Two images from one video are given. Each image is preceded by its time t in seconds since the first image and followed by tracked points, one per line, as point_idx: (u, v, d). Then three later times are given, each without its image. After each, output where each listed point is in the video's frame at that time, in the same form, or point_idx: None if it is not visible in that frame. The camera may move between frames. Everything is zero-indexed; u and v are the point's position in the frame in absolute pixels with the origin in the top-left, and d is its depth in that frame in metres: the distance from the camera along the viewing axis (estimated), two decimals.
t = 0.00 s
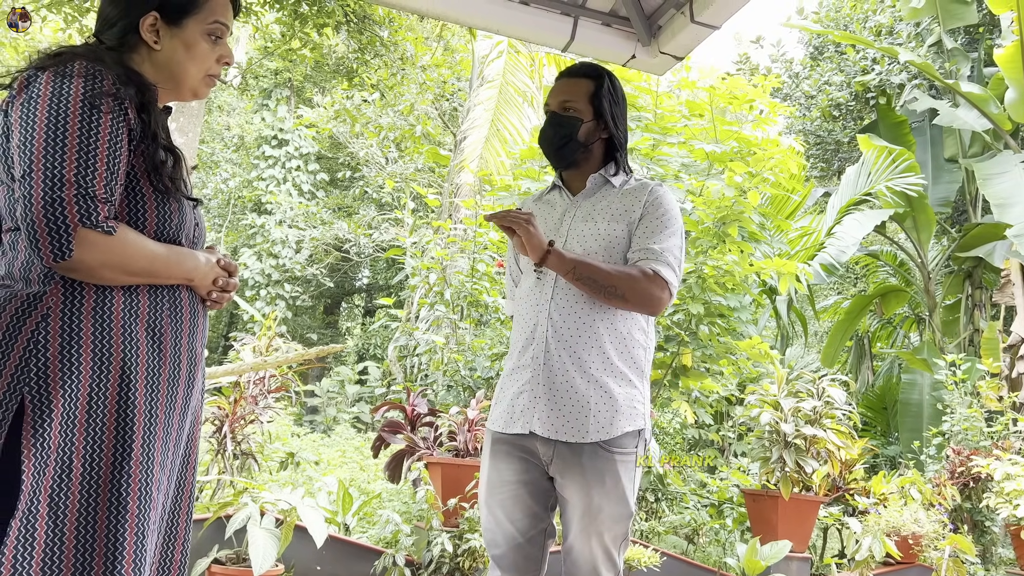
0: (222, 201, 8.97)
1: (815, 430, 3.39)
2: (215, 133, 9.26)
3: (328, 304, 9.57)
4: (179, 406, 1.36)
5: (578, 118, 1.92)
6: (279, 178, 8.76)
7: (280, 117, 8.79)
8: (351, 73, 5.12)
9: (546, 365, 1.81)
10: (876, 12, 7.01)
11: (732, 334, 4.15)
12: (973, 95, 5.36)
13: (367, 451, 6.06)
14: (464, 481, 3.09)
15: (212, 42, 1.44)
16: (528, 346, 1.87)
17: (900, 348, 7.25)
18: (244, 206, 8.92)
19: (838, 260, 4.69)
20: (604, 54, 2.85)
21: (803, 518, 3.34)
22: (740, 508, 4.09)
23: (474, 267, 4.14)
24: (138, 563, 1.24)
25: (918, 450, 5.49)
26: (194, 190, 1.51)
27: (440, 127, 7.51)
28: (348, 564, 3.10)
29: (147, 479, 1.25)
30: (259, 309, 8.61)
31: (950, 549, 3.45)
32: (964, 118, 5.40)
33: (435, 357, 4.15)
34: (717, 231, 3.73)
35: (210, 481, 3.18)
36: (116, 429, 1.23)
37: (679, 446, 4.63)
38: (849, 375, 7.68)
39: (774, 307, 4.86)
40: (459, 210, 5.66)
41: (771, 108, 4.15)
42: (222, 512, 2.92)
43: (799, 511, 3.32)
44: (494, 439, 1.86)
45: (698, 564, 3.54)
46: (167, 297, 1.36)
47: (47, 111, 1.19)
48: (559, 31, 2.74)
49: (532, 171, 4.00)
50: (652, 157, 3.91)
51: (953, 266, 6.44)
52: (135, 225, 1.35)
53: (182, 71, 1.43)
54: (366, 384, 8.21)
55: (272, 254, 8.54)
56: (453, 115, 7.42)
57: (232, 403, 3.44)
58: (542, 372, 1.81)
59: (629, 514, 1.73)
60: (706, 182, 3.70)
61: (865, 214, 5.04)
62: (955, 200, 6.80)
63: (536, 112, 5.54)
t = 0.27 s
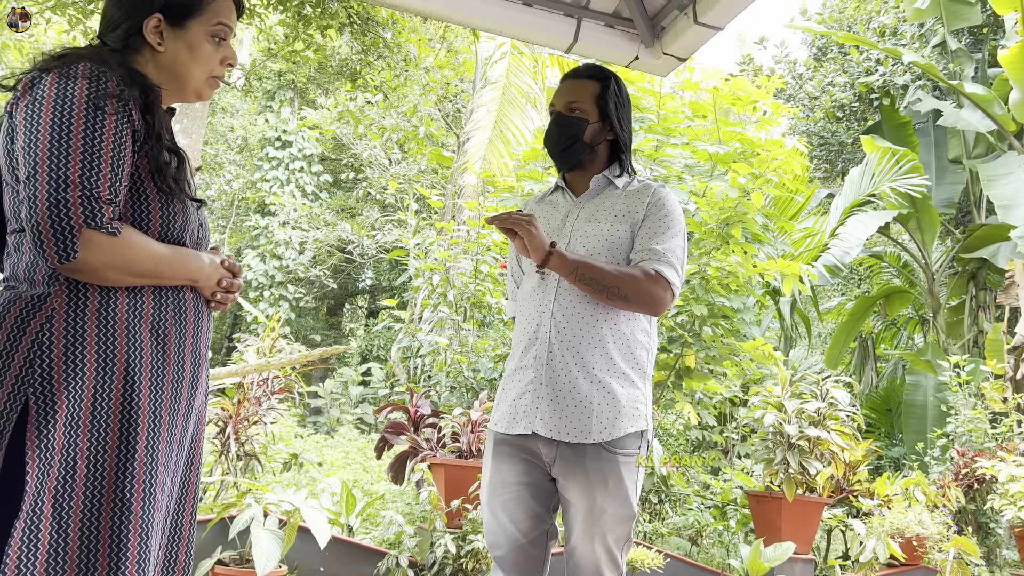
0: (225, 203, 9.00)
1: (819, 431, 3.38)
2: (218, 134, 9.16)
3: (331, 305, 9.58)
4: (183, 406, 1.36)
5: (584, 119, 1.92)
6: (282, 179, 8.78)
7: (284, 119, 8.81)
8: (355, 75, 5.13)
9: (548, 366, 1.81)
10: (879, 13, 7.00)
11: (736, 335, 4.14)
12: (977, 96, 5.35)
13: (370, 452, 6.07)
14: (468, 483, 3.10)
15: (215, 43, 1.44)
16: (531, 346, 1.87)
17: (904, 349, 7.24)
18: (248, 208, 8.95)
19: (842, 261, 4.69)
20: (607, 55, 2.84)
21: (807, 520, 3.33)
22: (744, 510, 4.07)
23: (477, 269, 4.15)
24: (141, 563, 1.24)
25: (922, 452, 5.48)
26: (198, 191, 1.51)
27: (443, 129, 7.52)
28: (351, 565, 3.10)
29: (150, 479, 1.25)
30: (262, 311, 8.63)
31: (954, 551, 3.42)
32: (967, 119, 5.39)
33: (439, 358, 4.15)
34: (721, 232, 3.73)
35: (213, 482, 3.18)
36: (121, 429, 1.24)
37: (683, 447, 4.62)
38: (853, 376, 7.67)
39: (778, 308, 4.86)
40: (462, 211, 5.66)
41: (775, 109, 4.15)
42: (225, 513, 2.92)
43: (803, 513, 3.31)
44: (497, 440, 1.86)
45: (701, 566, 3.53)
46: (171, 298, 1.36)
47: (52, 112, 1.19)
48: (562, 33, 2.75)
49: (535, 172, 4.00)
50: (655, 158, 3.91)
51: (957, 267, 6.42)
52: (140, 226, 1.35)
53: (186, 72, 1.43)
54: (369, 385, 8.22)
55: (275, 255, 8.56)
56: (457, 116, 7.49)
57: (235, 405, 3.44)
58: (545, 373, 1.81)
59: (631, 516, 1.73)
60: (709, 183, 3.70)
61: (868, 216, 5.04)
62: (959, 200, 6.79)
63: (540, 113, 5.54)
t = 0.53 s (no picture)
0: (230, 204, 9.02)
1: (823, 432, 3.37)
2: (223, 136, 9.21)
3: (335, 306, 9.60)
4: (189, 407, 1.36)
5: (588, 120, 1.92)
6: (287, 180, 8.80)
7: (288, 120, 8.82)
8: (359, 76, 5.14)
9: (552, 366, 1.81)
10: (884, 13, 6.99)
11: (740, 336, 4.13)
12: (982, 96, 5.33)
13: (375, 453, 6.08)
14: (472, 484, 3.09)
15: (220, 45, 1.44)
16: (534, 347, 1.87)
17: (909, 350, 7.23)
18: (252, 209, 8.97)
19: (847, 262, 4.74)
20: (611, 56, 2.84)
21: (811, 521, 3.31)
22: (747, 511, 4.09)
23: (481, 269, 4.15)
24: (147, 563, 1.24)
25: (927, 453, 5.47)
26: (203, 192, 1.52)
27: (447, 130, 7.52)
28: (355, 566, 3.10)
29: (156, 480, 1.26)
30: (267, 312, 8.65)
31: (960, 553, 3.47)
32: (973, 120, 5.38)
33: (443, 359, 4.16)
34: (725, 233, 3.73)
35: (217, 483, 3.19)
36: (126, 430, 1.24)
37: (687, 448, 4.63)
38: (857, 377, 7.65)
39: (782, 309, 4.86)
40: (466, 212, 5.67)
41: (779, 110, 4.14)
42: (229, 514, 2.93)
43: (807, 514, 3.30)
44: (500, 441, 1.86)
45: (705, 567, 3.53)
46: (177, 299, 1.36)
47: (58, 114, 1.20)
48: (566, 34, 2.75)
49: (538, 173, 4.01)
50: (659, 159, 3.90)
51: (962, 268, 6.41)
52: (146, 227, 1.36)
53: (191, 74, 1.43)
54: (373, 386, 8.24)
55: (280, 256, 8.57)
56: (461, 118, 7.44)
57: (240, 405, 3.45)
58: (548, 374, 1.81)
59: (636, 516, 1.72)
60: (713, 184, 3.70)
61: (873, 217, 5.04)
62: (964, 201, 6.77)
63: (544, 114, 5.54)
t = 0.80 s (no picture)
0: (235, 205, 9.04)
1: (829, 433, 3.36)
2: (228, 137, 9.27)
3: (340, 306, 9.61)
4: (195, 407, 1.37)
5: (594, 120, 1.92)
6: (291, 181, 8.82)
7: (293, 121, 8.84)
8: (364, 77, 5.14)
9: (556, 367, 1.81)
10: (889, 12, 6.97)
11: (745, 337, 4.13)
12: (987, 96, 5.31)
13: (379, 453, 6.08)
14: (476, 484, 3.10)
15: (226, 45, 1.45)
16: (539, 348, 1.87)
17: (914, 350, 7.21)
18: (257, 210, 8.99)
19: (852, 263, 4.73)
20: (616, 56, 2.84)
21: (817, 521, 3.33)
22: (752, 512, 4.12)
23: (486, 270, 4.16)
24: (154, 563, 1.24)
25: (933, 454, 5.45)
26: (209, 193, 1.52)
27: (452, 130, 7.53)
28: (360, 566, 3.10)
29: (162, 480, 1.26)
30: (272, 312, 8.66)
31: (965, 553, 3.51)
32: (978, 119, 5.37)
33: (447, 359, 4.16)
34: (730, 233, 3.72)
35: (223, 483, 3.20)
36: (132, 430, 1.24)
37: (692, 449, 4.62)
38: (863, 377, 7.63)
39: (787, 309, 4.85)
40: (470, 213, 5.67)
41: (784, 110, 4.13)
42: (234, 514, 2.94)
43: (812, 514, 3.31)
44: (504, 441, 1.86)
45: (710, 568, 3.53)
46: (182, 300, 1.36)
47: (65, 116, 1.20)
48: (570, 34, 2.75)
49: (542, 174, 4.01)
50: (664, 160, 3.90)
51: (968, 268, 6.39)
52: (152, 228, 1.36)
53: (197, 74, 1.44)
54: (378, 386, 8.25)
55: (284, 257, 8.58)
56: (465, 118, 7.42)
57: (245, 406, 3.46)
58: (553, 374, 1.81)
59: (640, 517, 1.72)
60: (718, 184, 3.70)
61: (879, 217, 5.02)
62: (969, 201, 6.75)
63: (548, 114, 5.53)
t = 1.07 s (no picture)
0: (239, 205, 9.06)
1: (834, 433, 3.36)
2: (232, 137, 9.28)
3: (344, 306, 9.63)
4: (201, 407, 1.37)
5: (599, 121, 1.91)
6: (296, 181, 8.84)
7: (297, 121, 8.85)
8: (368, 77, 5.15)
9: (561, 367, 1.81)
10: (893, 11, 6.95)
11: (749, 336, 4.12)
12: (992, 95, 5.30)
13: (384, 453, 6.09)
14: (480, 483, 3.10)
15: (230, 44, 1.45)
16: (543, 347, 1.87)
17: (919, 350, 7.19)
18: (261, 210, 9.01)
19: (857, 261, 4.67)
20: (620, 56, 2.84)
21: (821, 521, 3.30)
22: (757, 512, 4.10)
23: (489, 269, 4.16)
24: (161, 564, 1.24)
25: (938, 454, 5.44)
26: (214, 193, 1.52)
27: (456, 130, 7.53)
28: (365, 565, 3.11)
29: (169, 480, 1.26)
30: (276, 312, 8.68)
31: (971, 554, 3.49)
32: (984, 118, 5.36)
33: (451, 359, 4.16)
34: (734, 233, 3.72)
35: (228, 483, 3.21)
36: (139, 430, 1.24)
37: (696, 448, 4.62)
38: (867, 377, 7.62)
39: (792, 309, 4.84)
40: (474, 212, 5.68)
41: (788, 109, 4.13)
42: (239, 514, 2.94)
43: (817, 514, 3.29)
44: (509, 440, 1.86)
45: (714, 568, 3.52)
46: (189, 300, 1.37)
47: (71, 117, 1.21)
48: (574, 33, 2.75)
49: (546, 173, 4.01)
50: (668, 159, 3.89)
51: (973, 267, 6.37)
52: (157, 229, 1.37)
53: (202, 74, 1.44)
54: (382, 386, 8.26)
55: (289, 257, 8.60)
56: (469, 118, 7.49)
57: (250, 406, 3.47)
58: (557, 374, 1.81)
59: (645, 517, 1.73)
60: (722, 184, 3.70)
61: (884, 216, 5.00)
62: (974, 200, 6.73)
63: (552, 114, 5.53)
